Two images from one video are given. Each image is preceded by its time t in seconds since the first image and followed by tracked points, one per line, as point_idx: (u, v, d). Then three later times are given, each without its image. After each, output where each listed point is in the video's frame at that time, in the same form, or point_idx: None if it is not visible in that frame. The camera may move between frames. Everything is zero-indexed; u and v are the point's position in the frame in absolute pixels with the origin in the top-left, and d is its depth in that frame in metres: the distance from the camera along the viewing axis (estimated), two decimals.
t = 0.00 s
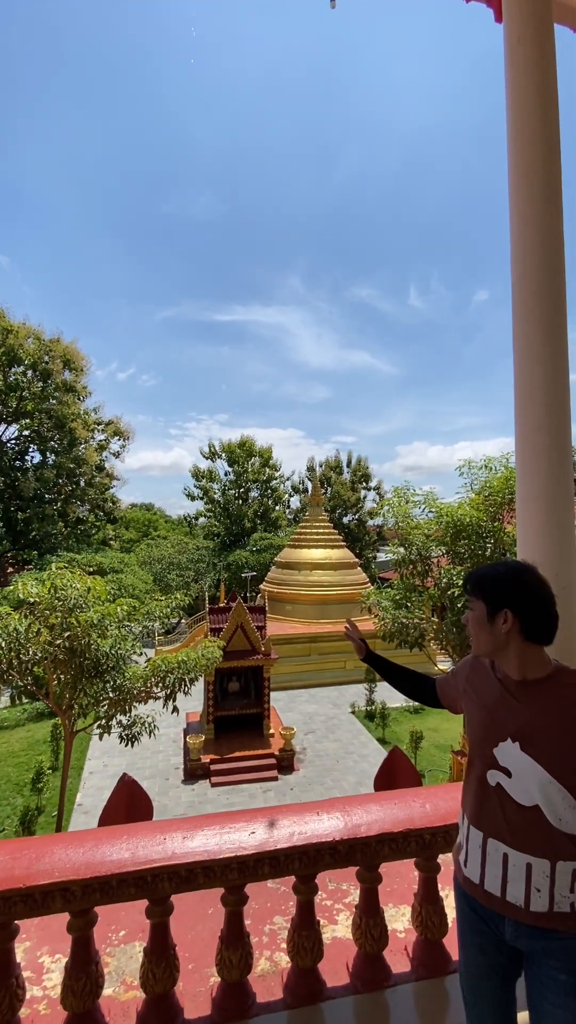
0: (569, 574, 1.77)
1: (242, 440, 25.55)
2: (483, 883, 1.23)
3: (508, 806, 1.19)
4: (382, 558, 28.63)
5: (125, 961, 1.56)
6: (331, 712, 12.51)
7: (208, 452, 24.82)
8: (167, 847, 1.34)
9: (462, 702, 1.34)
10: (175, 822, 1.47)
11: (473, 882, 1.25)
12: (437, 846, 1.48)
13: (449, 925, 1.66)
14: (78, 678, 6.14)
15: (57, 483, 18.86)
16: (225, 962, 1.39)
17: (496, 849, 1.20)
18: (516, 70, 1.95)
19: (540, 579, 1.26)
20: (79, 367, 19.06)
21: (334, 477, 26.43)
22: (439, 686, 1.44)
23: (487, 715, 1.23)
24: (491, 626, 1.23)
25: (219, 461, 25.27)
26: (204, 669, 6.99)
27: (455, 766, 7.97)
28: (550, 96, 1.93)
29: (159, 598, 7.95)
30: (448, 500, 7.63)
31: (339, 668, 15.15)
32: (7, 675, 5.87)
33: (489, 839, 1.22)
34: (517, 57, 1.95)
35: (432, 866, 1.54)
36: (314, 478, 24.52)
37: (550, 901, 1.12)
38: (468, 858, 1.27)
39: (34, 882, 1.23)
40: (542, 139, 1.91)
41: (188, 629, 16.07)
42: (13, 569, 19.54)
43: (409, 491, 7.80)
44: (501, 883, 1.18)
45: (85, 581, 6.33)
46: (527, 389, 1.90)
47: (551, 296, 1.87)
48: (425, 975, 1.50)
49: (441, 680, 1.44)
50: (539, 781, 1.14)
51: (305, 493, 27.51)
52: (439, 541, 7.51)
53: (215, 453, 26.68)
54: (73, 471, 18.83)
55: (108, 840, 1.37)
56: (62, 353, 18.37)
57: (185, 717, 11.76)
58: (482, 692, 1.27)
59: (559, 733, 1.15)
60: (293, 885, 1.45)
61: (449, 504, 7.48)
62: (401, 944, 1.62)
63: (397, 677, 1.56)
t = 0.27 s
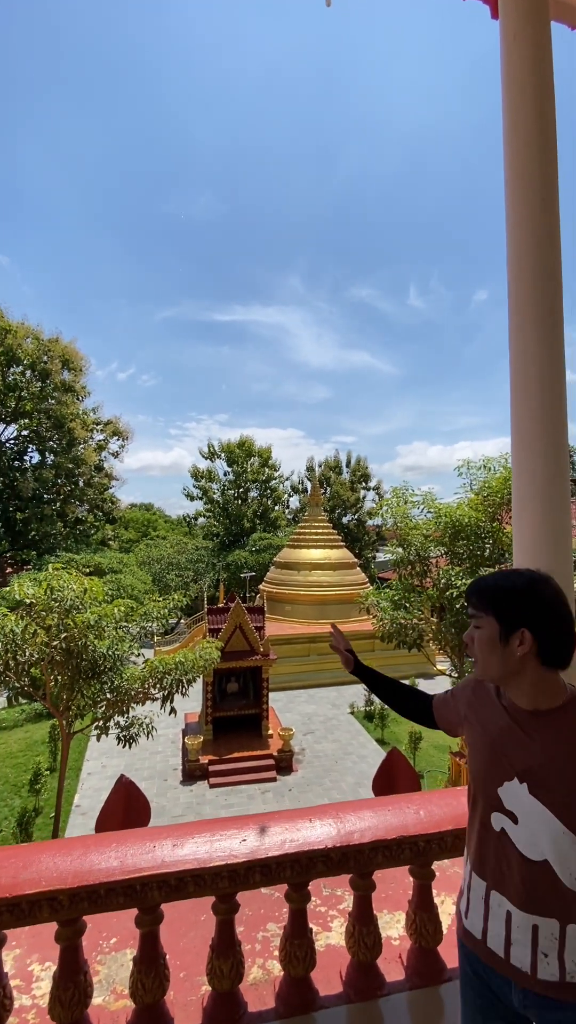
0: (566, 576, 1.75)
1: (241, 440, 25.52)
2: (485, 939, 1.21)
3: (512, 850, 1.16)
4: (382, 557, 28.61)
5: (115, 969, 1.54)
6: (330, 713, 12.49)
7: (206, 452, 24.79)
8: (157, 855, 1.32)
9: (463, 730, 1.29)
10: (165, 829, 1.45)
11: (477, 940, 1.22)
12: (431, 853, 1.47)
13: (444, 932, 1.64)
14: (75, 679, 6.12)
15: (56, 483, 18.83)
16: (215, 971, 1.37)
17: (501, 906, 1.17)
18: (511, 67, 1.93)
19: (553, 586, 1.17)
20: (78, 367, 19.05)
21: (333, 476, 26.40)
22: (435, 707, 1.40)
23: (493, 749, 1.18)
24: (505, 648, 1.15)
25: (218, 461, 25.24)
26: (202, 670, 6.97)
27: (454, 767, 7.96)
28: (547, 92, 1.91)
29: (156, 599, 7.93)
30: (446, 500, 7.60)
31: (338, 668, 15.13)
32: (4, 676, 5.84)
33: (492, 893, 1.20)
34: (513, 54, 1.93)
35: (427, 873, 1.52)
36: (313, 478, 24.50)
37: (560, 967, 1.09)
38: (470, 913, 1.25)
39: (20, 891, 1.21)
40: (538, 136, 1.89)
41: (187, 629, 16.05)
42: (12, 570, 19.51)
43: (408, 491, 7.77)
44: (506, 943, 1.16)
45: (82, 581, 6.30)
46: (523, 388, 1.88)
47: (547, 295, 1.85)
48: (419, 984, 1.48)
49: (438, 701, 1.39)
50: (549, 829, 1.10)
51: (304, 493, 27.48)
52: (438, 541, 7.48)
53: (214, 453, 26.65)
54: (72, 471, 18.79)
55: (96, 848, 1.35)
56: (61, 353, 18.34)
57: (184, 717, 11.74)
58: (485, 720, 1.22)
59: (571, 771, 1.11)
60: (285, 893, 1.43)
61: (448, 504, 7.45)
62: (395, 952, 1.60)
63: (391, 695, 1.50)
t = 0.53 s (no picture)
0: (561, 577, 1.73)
1: (240, 440, 25.51)
2: None
3: (570, 936, 1.04)
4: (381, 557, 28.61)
5: (107, 977, 1.53)
6: (329, 713, 12.48)
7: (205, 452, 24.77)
8: (148, 862, 1.31)
9: (515, 787, 1.15)
10: (157, 835, 1.43)
11: None
12: (427, 859, 1.45)
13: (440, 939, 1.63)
14: (73, 680, 6.09)
15: (54, 483, 18.80)
16: (208, 979, 1.35)
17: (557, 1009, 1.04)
18: (508, 64, 1.92)
19: None
20: (76, 367, 19.03)
21: (332, 476, 26.39)
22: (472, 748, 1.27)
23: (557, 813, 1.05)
24: None
25: (217, 461, 25.22)
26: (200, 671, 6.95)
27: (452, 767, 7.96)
28: (544, 90, 1.89)
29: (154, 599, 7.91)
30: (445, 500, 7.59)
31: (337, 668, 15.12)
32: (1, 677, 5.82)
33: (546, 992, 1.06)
34: (509, 51, 1.92)
35: (422, 879, 1.51)
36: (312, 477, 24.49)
37: None
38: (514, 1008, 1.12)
39: (9, 899, 1.19)
40: (534, 133, 1.88)
41: (186, 630, 16.04)
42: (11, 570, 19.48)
43: (406, 491, 7.76)
44: None
45: (79, 582, 6.28)
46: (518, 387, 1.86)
47: (543, 294, 1.83)
48: (415, 992, 1.47)
49: (476, 744, 1.26)
50: None
51: (303, 493, 27.47)
52: (436, 542, 7.47)
53: (213, 453, 26.63)
54: (70, 471, 18.77)
55: (87, 855, 1.33)
56: (60, 353, 18.31)
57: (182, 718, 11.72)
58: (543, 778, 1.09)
59: None
60: (279, 900, 1.42)
61: (446, 504, 7.44)
62: (390, 958, 1.59)
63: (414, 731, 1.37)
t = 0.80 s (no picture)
0: (559, 578, 1.72)
1: (239, 440, 25.49)
2: None
3: None
4: (379, 557, 28.61)
5: (101, 981, 1.51)
6: (327, 713, 12.47)
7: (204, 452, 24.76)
8: (142, 866, 1.30)
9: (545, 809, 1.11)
10: (150, 838, 1.42)
11: None
12: (422, 862, 1.44)
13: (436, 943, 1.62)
14: (70, 680, 6.08)
15: (53, 483, 18.77)
16: (201, 984, 1.34)
17: None
18: (505, 63, 1.90)
19: None
20: (75, 367, 19.01)
21: (331, 476, 26.38)
22: (496, 756, 1.26)
23: None
24: None
25: (216, 461, 25.20)
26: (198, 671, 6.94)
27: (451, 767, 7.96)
28: (542, 89, 1.88)
29: (152, 599, 7.90)
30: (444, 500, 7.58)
31: (336, 668, 15.12)
32: None
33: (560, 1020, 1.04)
34: (506, 50, 1.90)
35: (417, 883, 1.50)
36: (311, 477, 24.48)
37: None
38: None
39: None
40: (531, 132, 1.86)
41: (184, 630, 16.02)
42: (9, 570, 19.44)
43: (405, 491, 7.75)
44: None
45: (76, 582, 6.26)
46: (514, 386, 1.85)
47: (541, 292, 1.82)
48: (410, 996, 1.46)
49: (502, 754, 1.23)
50: None
51: (302, 493, 27.49)
52: (435, 542, 7.46)
53: (212, 453, 26.61)
54: (69, 471, 18.74)
55: (80, 859, 1.32)
56: (58, 352, 18.28)
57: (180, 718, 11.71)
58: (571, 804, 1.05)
59: None
60: (273, 904, 1.41)
61: (445, 505, 7.43)
62: (386, 962, 1.58)
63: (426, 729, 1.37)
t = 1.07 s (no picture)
0: (559, 579, 1.71)
1: (238, 440, 25.47)
2: None
3: None
4: (378, 557, 28.59)
5: (98, 985, 1.51)
6: (326, 713, 12.47)
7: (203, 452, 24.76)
8: (139, 870, 1.29)
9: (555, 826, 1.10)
10: (148, 840, 1.41)
11: None
12: (422, 865, 1.43)
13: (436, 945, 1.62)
14: (68, 681, 6.06)
15: (51, 483, 18.74)
16: (200, 987, 1.33)
17: None
18: (505, 62, 1.90)
19: None
20: (74, 366, 18.96)
21: (330, 476, 26.39)
22: (494, 768, 1.24)
23: None
24: None
25: (215, 461, 25.19)
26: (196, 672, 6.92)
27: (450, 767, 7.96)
28: (542, 89, 1.87)
29: (151, 599, 7.89)
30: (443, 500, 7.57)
31: (334, 668, 15.12)
32: None
33: None
34: (506, 49, 1.89)
35: (417, 885, 1.49)
36: (310, 477, 24.47)
37: None
38: None
39: None
40: (531, 132, 1.85)
41: (183, 630, 16.01)
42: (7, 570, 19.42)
43: (404, 491, 7.74)
44: None
45: (75, 582, 6.25)
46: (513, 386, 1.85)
47: (541, 293, 1.81)
48: (409, 999, 1.45)
49: (501, 765, 1.22)
50: None
51: (301, 493, 27.48)
52: (434, 542, 7.45)
53: (211, 453, 26.59)
54: (67, 471, 18.69)
55: (76, 863, 1.31)
56: (57, 351, 18.24)
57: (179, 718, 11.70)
58: None
59: None
60: (272, 907, 1.40)
61: (444, 505, 7.42)
62: (385, 965, 1.57)
63: (422, 739, 1.33)
